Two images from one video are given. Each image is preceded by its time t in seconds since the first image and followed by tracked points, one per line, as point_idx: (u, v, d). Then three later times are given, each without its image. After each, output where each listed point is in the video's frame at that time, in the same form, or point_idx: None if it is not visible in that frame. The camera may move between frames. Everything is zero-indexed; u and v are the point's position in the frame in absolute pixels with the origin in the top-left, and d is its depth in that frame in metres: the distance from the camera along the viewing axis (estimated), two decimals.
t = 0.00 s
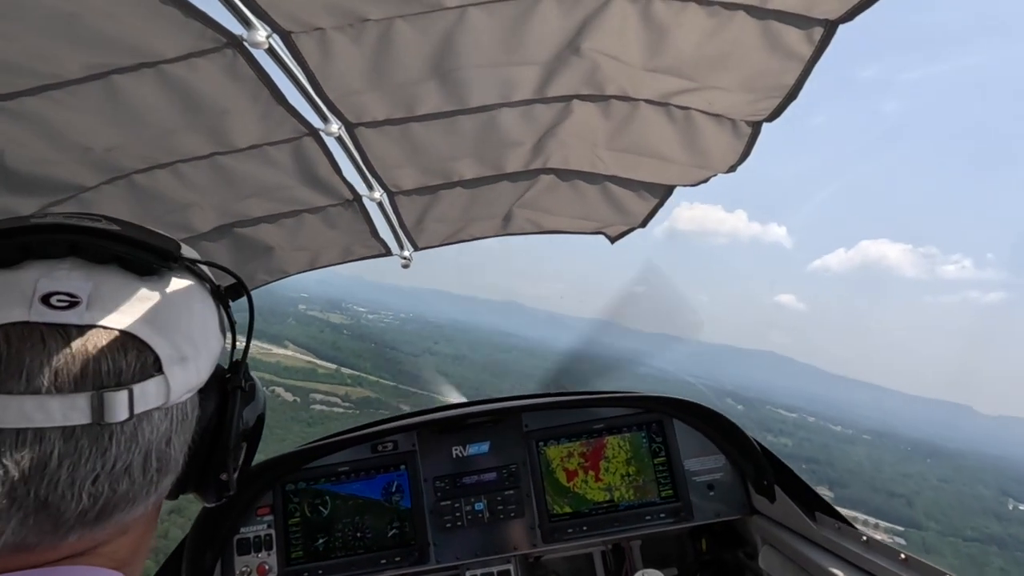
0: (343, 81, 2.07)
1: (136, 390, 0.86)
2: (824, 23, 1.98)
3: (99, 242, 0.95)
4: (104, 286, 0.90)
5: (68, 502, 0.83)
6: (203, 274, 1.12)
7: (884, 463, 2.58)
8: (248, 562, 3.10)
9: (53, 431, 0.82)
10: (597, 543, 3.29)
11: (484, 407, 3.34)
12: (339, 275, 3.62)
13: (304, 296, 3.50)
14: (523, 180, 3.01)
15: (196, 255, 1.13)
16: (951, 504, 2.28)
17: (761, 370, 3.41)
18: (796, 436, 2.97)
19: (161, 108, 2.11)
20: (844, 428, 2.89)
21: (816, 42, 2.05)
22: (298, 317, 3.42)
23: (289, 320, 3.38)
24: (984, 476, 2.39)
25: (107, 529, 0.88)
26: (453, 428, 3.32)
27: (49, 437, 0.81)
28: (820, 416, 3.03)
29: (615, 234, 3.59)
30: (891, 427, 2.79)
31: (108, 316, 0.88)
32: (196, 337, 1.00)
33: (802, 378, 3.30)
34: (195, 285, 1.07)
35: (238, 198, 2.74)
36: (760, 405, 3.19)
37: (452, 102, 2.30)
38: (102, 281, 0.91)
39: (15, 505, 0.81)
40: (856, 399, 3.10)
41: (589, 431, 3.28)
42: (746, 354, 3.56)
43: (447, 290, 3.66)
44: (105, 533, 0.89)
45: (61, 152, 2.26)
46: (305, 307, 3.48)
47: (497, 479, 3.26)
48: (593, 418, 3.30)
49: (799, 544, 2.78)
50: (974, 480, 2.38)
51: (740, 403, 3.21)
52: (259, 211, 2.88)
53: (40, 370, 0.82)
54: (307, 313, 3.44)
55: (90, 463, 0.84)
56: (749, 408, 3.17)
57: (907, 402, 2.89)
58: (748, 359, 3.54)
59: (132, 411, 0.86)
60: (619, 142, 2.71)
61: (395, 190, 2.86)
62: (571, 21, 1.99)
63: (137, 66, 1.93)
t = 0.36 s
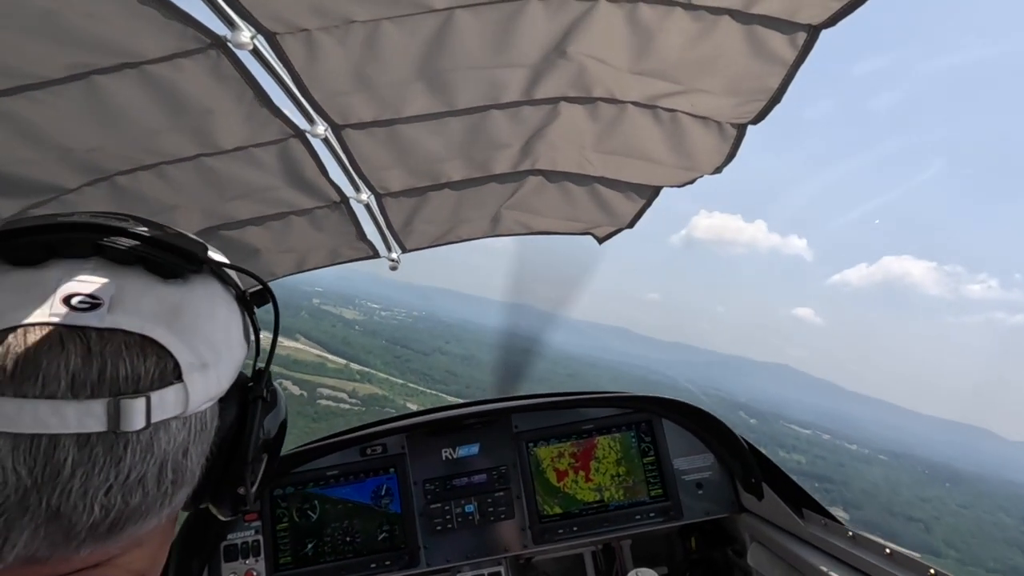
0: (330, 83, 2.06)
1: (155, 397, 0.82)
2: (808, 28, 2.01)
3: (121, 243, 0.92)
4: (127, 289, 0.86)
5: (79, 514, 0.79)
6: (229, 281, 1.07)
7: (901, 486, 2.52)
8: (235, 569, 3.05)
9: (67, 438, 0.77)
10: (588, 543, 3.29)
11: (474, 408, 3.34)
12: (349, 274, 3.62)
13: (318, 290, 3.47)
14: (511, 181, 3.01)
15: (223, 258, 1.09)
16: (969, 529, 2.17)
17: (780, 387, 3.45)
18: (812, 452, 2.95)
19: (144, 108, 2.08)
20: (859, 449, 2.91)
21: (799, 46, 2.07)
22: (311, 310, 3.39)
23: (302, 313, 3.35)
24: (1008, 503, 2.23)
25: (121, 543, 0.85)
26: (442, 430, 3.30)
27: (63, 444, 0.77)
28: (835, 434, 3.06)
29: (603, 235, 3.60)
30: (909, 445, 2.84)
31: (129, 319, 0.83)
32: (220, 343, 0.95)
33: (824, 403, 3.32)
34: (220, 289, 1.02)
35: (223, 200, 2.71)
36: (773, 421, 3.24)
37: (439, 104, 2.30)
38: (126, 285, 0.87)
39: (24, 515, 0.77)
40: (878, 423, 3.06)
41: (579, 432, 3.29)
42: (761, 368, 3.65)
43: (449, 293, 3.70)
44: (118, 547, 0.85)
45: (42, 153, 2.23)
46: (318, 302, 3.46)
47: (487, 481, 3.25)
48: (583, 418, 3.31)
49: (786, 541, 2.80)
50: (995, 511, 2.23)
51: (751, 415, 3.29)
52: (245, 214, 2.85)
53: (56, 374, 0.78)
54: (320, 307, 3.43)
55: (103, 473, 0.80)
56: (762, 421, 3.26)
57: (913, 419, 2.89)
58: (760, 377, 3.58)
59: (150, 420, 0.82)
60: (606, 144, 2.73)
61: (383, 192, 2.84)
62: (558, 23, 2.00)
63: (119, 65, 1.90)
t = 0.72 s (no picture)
0: (327, 81, 2.06)
1: (86, 391, 0.82)
2: (804, 32, 2.02)
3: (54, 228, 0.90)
4: (58, 279, 0.85)
5: (14, 515, 0.82)
6: (183, 269, 1.03)
7: (917, 508, 2.26)
8: (227, 567, 3.06)
9: None
10: (580, 544, 3.30)
11: (469, 409, 3.34)
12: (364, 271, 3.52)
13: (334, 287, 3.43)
14: (507, 181, 3.01)
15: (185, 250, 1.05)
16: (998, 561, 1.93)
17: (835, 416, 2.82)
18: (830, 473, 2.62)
19: (139, 106, 2.07)
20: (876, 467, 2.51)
21: (795, 50, 2.09)
22: (325, 307, 3.37)
23: (315, 308, 3.34)
24: None
25: (67, 544, 0.87)
26: (436, 430, 3.30)
27: None
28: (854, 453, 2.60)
29: (599, 236, 3.60)
30: (929, 466, 2.38)
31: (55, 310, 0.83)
32: (168, 336, 0.93)
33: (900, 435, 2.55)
34: (173, 279, 1.00)
35: (218, 197, 2.69)
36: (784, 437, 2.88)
37: (436, 103, 2.29)
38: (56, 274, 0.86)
39: None
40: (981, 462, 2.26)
41: (574, 433, 3.29)
42: (778, 381, 3.18)
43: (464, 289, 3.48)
44: (67, 548, 0.87)
45: (36, 149, 2.22)
46: (334, 299, 3.41)
47: (481, 481, 3.25)
48: (577, 419, 3.31)
49: (778, 543, 2.82)
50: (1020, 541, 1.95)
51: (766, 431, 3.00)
52: (239, 211, 2.83)
53: None
54: (335, 304, 3.38)
55: (34, 471, 0.81)
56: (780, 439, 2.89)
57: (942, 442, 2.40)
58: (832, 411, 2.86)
59: (82, 416, 0.82)
60: (603, 145, 2.73)
61: (379, 191, 2.84)
62: (556, 24, 2.00)
63: (114, 62, 1.89)
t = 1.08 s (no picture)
0: (331, 80, 2.06)
1: (58, 342, 0.85)
2: (808, 45, 2.03)
3: (56, 207, 0.99)
4: (46, 246, 0.92)
5: None
6: (170, 249, 1.10)
7: (950, 541, 2.39)
8: (217, 563, 3.04)
9: None
10: (571, 548, 3.29)
11: (465, 409, 3.33)
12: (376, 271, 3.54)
13: (353, 288, 3.46)
14: (508, 184, 3.01)
15: (170, 232, 1.14)
16: None
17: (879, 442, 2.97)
18: (851, 497, 2.75)
19: (142, 98, 2.07)
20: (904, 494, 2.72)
21: (799, 64, 2.09)
22: (343, 308, 3.40)
23: (333, 309, 3.39)
24: None
25: (35, 511, 0.89)
26: (431, 431, 3.30)
27: None
28: (879, 477, 2.86)
29: (599, 241, 3.60)
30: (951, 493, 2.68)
31: (39, 269, 0.88)
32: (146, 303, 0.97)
33: (938, 464, 2.77)
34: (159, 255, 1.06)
35: (219, 192, 2.69)
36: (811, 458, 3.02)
37: (440, 104, 2.30)
38: (46, 243, 0.93)
39: None
40: (1019, 499, 2.35)
41: (568, 436, 3.30)
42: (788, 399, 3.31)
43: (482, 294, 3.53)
44: (34, 516, 0.89)
45: (37, 137, 2.22)
46: (353, 299, 3.44)
47: (474, 482, 3.25)
48: (572, 423, 3.31)
49: (771, 552, 2.81)
50: None
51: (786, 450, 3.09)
52: (240, 207, 2.83)
53: None
54: (354, 305, 3.42)
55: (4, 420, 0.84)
56: (799, 458, 3.02)
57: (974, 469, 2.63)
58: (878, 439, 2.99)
59: (53, 367, 0.85)
60: (605, 151, 2.74)
61: (380, 190, 2.84)
62: (562, 29, 2.01)
63: (119, 53, 1.89)
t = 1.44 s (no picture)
0: (326, 69, 2.05)
1: (41, 330, 0.87)
2: (805, 44, 2.03)
3: (44, 197, 0.99)
4: (31, 233, 0.93)
5: None
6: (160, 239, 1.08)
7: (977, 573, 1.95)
8: (206, 553, 3.04)
9: None
10: (561, 543, 3.32)
11: (457, 404, 3.33)
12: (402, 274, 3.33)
13: (373, 289, 3.29)
14: (504, 178, 3.00)
15: (159, 223, 1.14)
16: None
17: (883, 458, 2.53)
18: (876, 524, 2.30)
19: (135, 85, 2.05)
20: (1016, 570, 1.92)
21: (796, 62, 2.09)
22: (363, 309, 3.27)
23: (351, 308, 3.28)
24: None
25: (22, 500, 0.90)
26: (423, 424, 3.30)
27: None
28: (906, 503, 2.36)
29: (594, 238, 3.59)
30: None
31: (25, 258, 0.89)
32: (132, 292, 0.97)
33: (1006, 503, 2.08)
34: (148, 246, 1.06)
35: (211, 181, 2.67)
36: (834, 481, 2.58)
37: (436, 97, 2.28)
38: (31, 230, 0.94)
39: None
40: None
41: (559, 432, 3.31)
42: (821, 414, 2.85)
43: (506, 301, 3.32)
44: (22, 505, 0.90)
45: (27, 124, 2.20)
46: (371, 301, 3.28)
47: (465, 476, 3.26)
48: (563, 418, 3.32)
49: (758, 548, 2.84)
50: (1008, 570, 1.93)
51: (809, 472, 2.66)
52: (232, 196, 2.81)
53: None
54: (371, 307, 3.27)
55: None
56: (822, 480, 2.59)
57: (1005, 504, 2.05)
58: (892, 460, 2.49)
59: (36, 355, 0.86)
60: (602, 147, 2.73)
61: (375, 182, 2.82)
62: (560, 24, 2.00)
63: (112, 39, 1.87)
